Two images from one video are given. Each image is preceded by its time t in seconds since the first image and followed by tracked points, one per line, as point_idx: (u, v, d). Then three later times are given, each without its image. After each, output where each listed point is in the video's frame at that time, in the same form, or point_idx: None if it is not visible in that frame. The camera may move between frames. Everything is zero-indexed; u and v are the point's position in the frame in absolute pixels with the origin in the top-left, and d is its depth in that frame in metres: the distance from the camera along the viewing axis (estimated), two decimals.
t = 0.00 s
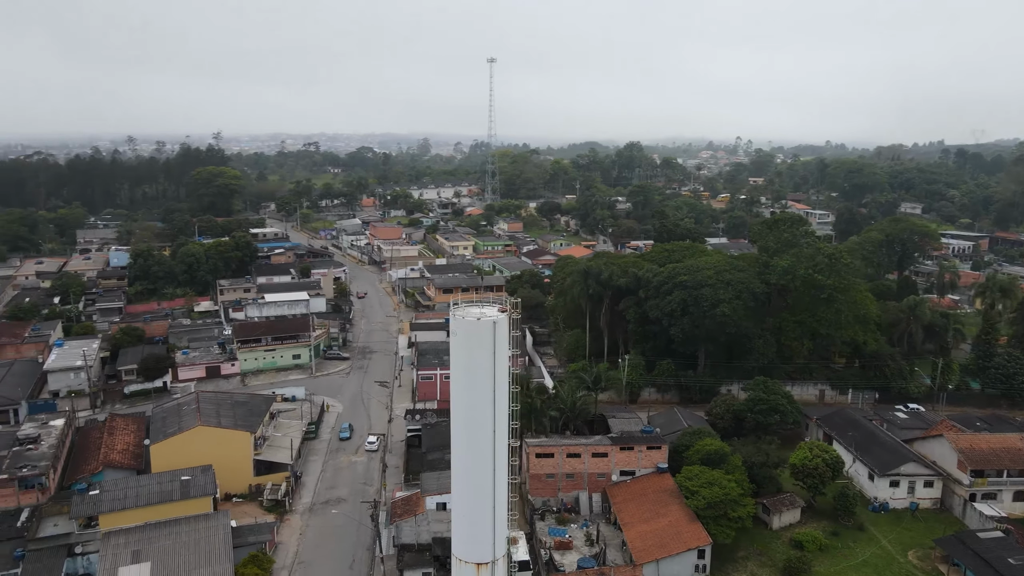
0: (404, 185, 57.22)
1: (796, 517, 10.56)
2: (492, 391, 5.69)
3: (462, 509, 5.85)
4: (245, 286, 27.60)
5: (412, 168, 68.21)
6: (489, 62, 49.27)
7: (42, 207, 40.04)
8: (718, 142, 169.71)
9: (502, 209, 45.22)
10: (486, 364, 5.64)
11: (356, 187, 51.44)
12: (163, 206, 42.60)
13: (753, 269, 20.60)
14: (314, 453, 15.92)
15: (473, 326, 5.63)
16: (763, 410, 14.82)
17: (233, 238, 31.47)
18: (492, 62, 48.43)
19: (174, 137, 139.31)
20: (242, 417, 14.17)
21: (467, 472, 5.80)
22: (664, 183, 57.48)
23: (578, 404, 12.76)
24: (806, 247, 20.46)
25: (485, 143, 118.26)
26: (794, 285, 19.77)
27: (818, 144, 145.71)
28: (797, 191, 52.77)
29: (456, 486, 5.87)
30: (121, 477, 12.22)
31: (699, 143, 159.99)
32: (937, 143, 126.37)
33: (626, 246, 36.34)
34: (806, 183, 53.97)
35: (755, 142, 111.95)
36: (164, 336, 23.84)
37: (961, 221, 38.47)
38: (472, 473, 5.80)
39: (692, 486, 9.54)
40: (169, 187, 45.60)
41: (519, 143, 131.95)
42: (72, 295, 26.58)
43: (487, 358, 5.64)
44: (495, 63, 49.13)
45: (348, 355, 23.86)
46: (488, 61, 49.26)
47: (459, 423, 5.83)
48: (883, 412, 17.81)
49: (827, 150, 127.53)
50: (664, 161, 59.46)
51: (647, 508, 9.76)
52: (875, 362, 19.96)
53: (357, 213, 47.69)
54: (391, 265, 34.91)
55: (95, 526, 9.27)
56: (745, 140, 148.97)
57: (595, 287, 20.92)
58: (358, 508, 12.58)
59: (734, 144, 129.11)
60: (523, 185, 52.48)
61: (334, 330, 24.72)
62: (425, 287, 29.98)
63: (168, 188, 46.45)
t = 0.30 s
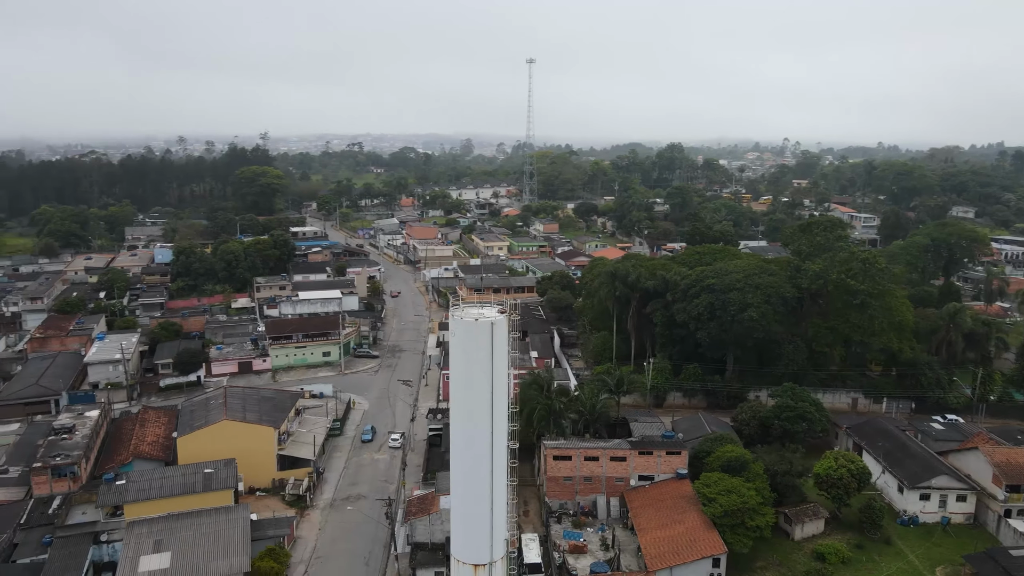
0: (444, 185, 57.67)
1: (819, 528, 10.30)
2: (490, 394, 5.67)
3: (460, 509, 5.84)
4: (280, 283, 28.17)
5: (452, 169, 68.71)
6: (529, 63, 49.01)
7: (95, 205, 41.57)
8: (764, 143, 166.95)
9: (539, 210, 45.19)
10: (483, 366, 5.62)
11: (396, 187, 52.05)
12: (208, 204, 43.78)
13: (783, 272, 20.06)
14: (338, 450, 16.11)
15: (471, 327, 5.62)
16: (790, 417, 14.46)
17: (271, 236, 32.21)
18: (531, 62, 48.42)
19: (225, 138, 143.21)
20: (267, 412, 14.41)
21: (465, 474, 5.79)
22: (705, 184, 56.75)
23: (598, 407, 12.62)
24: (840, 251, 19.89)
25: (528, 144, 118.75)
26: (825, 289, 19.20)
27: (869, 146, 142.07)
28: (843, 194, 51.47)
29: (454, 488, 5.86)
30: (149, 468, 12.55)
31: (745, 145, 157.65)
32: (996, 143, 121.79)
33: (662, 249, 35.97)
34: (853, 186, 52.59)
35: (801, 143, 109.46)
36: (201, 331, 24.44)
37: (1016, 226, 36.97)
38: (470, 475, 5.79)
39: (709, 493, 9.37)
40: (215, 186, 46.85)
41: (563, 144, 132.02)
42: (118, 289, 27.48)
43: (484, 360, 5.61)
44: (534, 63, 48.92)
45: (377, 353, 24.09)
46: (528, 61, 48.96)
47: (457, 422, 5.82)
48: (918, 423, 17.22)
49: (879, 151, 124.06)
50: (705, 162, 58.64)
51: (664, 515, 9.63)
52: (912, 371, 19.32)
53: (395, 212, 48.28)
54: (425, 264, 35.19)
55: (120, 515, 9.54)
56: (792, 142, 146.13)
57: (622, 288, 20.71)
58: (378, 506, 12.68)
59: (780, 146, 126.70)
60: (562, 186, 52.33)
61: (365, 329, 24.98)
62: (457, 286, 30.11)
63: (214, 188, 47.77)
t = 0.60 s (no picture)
0: (483, 186, 57.89)
1: (843, 539, 10.04)
2: (488, 395, 5.64)
3: (458, 510, 5.85)
4: (316, 281, 28.71)
5: (493, 169, 68.95)
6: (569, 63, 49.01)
7: (145, 202, 43.01)
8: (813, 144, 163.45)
9: (577, 211, 44.99)
10: (482, 366, 5.60)
11: (435, 188, 52.50)
12: (251, 203, 44.85)
13: (815, 277, 19.47)
14: (362, 446, 16.29)
15: (470, 327, 5.61)
16: (817, 425, 14.08)
17: (310, 235, 32.82)
18: (571, 62, 48.19)
19: (273, 139, 146.61)
20: (292, 408, 14.63)
21: (464, 474, 5.79)
22: (748, 186, 55.75)
23: (619, 410, 12.46)
24: (875, 255, 19.27)
25: (572, 144, 118.73)
26: (858, 294, 18.59)
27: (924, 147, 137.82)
28: (892, 197, 49.90)
29: (453, 488, 5.85)
30: (178, 460, 12.87)
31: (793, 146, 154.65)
32: None
33: (699, 252, 35.43)
34: (903, 188, 50.95)
35: (851, 143, 106.48)
36: (236, 327, 25.01)
37: None
38: (468, 475, 5.78)
39: (727, 501, 9.19)
40: (259, 185, 47.97)
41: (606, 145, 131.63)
42: (161, 285, 28.33)
43: (483, 360, 5.60)
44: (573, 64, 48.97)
45: (407, 352, 24.27)
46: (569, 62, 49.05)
47: (456, 425, 5.82)
48: (955, 435, 16.57)
49: (936, 153, 120.18)
50: (748, 164, 57.61)
51: (681, 522, 9.50)
52: (951, 380, 18.63)
53: (434, 212, 48.66)
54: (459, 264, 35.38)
55: (145, 505, 9.79)
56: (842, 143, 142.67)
57: (650, 290, 20.41)
58: (397, 503, 12.78)
59: (831, 148, 123.63)
60: (601, 187, 51.99)
61: (396, 327, 25.20)
62: (490, 286, 30.16)
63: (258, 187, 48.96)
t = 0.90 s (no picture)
0: (522, 186, 57.87)
1: (868, 552, 9.76)
2: (486, 395, 5.64)
3: (457, 510, 5.86)
4: (351, 279, 29.11)
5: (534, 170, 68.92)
6: (609, 63, 47.17)
7: (192, 201, 44.29)
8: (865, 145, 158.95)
9: (614, 212, 44.63)
10: (480, 367, 5.61)
11: (474, 188, 52.71)
12: (293, 202, 45.74)
13: (850, 282, 18.86)
14: (386, 444, 16.44)
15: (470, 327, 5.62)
16: (847, 433, 13.69)
17: (347, 234, 33.31)
18: (612, 62, 47.87)
19: (320, 140, 149.36)
20: (317, 404, 14.84)
21: (463, 474, 5.79)
22: (793, 189, 54.47)
23: (641, 414, 12.30)
24: (913, 261, 18.63)
25: (617, 145, 118.16)
26: (894, 301, 17.96)
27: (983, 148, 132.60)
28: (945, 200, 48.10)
29: (452, 488, 5.86)
30: (206, 452, 13.18)
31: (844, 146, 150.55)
32: None
33: (738, 255, 34.75)
34: (958, 192, 49.06)
35: (904, 144, 103.04)
36: (271, 323, 25.54)
37: None
38: (467, 475, 5.78)
39: (746, 509, 9.03)
40: (301, 185, 48.90)
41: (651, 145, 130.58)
42: (203, 281, 29.12)
43: (482, 360, 5.60)
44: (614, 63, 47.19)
45: (437, 351, 24.38)
46: (609, 62, 47.15)
47: (455, 425, 5.82)
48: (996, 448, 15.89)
49: (997, 155, 115.43)
50: (793, 166, 56.35)
51: (698, 529, 9.37)
52: (994, 392, 17.87)
53: (473, 212, 48.88)
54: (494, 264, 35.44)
55: (170, 495, 10.06)
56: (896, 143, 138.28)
57: (679, 293, 20.04)
58: (417, 501, 12.87)
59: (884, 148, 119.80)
60: (641, 188, 51.47)
61: (426, 326, 25.35)
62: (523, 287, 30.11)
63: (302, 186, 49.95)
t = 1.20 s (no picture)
0: (562, 187, 57.74)
1: (894, 567, 9.46)
2: (485, 395, 5.64)
3: (456, 510, 5.88)
4: (387, 278, 29.49)
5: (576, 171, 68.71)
6: (653, 63, 47.85)
7: (238, 200, 45.48)
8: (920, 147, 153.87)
9: (653, 214, 44.16)
10: (479, 367, 5.61)
11: (513, 188, 52.82)
12: (335, 201, 46.53)
13: (887, 288, 18.19)
14: (410, 442, 16.56)
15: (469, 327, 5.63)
16: (878, 443, 13.27)
17: (384, 233, 33.72)
18: (653, 62, 47.42)
19: (366, 141, 151.61)
20: (342, 402, 15.04)
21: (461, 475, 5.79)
22: (840, 192, 53.02)
23: (662, 419, 12.10)
24: (954, 267, 17.96)
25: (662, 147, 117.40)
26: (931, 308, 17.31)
27: None
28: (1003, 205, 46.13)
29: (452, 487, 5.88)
30: (233, 446, 13.49)
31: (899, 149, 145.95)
32: None
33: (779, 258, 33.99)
34: (1016, 197, 46.99)
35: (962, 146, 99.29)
36: (305, 321, 26.01)
37: None
38: (466, 475, 5.79)
39: (765, 518, 8.88)
40: (342, 184, 49.72)
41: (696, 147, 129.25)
42: (244, 279, 29.83)
43: (481, 362, 5.61)
44: (656, 63, 47.73)
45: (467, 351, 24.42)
46: (653, 61, 47.84)
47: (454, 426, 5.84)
48: None
49: None
50: (841, 167, 54.89)
51: (716, 537, 9.25)
52: None
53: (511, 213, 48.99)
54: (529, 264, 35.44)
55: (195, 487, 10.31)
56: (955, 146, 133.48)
57: (708, 297, 19.61)
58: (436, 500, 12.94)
59: (942, 151, 115.54)
60: (682, 190, 50.80)
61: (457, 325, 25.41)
62: (556, 288, 30.02)
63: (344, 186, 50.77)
